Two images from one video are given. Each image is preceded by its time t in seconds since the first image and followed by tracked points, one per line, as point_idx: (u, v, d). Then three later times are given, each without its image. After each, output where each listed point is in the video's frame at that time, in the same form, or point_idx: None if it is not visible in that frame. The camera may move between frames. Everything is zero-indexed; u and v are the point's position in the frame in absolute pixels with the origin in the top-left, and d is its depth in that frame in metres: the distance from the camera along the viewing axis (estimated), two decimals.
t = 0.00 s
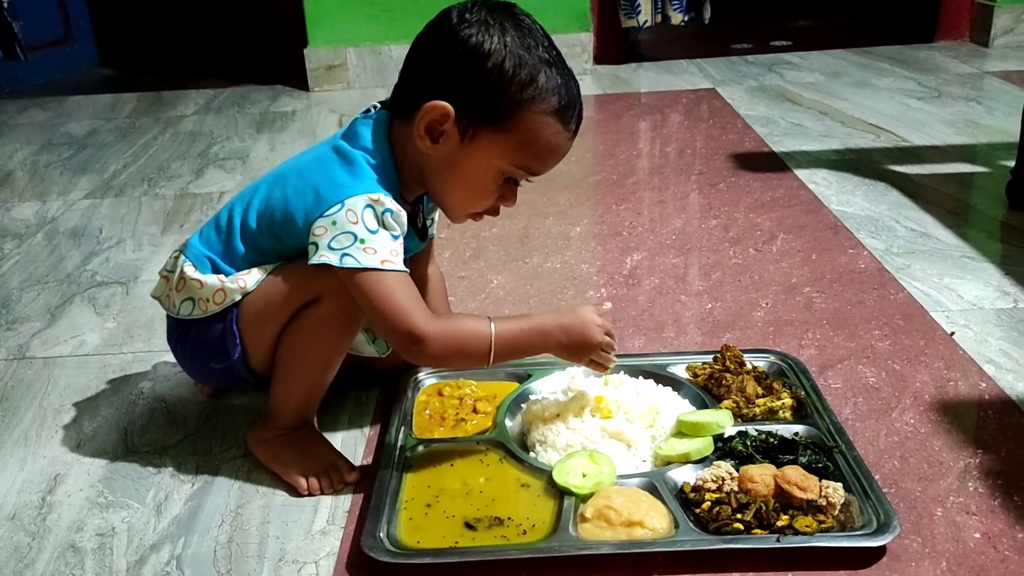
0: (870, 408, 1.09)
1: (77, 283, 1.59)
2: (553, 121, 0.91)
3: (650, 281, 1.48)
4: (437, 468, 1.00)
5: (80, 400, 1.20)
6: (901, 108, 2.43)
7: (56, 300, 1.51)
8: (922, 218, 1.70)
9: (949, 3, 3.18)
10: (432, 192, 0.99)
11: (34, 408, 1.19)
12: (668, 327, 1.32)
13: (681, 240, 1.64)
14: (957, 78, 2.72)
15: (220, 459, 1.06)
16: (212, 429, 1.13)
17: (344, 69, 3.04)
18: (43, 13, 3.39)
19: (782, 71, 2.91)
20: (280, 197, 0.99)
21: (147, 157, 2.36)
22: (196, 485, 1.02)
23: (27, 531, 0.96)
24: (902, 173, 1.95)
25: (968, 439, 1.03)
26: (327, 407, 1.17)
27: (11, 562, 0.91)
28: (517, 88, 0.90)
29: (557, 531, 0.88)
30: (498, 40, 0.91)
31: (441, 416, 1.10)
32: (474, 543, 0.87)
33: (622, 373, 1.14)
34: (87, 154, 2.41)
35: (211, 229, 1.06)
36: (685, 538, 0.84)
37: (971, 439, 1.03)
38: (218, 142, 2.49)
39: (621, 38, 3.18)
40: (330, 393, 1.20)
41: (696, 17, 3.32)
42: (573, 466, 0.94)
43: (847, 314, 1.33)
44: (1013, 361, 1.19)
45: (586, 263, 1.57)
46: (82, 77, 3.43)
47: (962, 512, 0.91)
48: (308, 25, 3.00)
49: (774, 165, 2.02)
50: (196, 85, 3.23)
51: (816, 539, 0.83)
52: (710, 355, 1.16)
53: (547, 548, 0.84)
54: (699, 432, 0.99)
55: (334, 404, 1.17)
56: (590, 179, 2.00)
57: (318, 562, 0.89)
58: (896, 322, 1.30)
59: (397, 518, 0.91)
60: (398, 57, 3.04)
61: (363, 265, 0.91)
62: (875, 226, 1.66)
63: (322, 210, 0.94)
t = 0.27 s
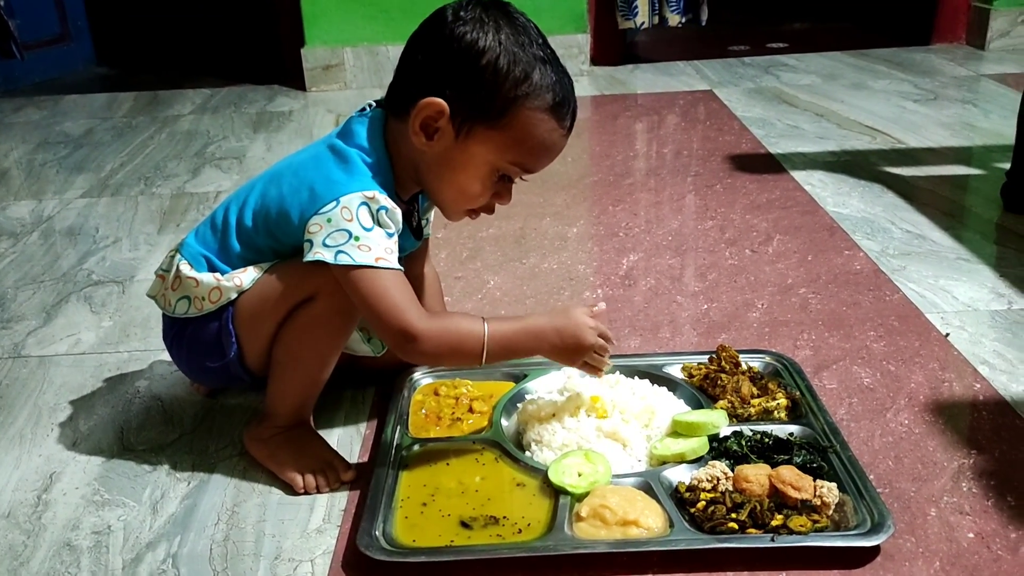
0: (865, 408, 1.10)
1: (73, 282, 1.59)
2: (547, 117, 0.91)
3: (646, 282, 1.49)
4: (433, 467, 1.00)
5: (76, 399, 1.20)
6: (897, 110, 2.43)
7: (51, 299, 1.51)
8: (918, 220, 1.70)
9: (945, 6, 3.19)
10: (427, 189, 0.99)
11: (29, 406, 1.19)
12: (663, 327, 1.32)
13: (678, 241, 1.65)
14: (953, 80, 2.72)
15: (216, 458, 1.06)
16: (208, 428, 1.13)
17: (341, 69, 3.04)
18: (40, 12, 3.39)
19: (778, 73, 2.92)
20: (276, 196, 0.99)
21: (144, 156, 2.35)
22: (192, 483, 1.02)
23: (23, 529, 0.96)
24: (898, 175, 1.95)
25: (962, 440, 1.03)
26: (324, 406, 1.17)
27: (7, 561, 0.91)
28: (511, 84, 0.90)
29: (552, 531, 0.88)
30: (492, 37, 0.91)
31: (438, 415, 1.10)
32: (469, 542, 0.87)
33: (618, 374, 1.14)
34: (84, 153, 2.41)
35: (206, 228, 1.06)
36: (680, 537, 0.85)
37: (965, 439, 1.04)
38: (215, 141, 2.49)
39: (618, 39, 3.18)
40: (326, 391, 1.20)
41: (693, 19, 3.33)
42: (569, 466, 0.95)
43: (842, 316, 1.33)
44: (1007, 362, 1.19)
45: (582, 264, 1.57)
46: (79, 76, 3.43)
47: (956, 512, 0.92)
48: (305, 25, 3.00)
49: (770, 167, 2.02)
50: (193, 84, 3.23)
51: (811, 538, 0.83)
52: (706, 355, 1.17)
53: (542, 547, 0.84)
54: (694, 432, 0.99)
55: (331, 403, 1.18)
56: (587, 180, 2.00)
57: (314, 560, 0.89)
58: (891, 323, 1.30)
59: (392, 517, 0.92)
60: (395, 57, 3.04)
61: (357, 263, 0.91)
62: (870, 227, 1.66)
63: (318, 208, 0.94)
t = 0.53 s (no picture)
0: (864, 405, 1.10)
1: (69, 276, 1.58)
2: (560, 117, 0.92)
3: (644, 278, 1.49)
4: (431, 462, 1.00)
5: (72, 393, 1.19)
6: (894, 108, 2.44)
7: (47, 294, 1.51)
8: (915, 217, 1.71)
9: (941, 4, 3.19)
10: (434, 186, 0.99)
11: (25, 401, 1.18)
12: (661, 323, 1.32)
13: (675, 237, 1.65)
14: (949, 79, 2.73)
15: (215, 451, 1.06)
16: (206, 422, 1.12)
17: (338, 65, 3.03)
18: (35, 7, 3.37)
19: (775, 70, 2.92)
20: (287, 189, 0.99)
21: (140, 151, 2.35)
22: (189, 477, 1.01)
23: (19, 523, 0.95)
24: (895, 172, 1.95)
25: (960, 436, 1.04)
26: (323, 401, 1.17)
27: (3, 555, 0.91)
28: (526, 85, 0.90)
29: (551, 527, 0.88)
30: (507, 36, 0.91)
31: (435, 411, 1.09)
32: (468, 537, 0.87)
33: (617, 369, 1.14)
34: (79, 148, 2.40)
35: (213, 217, 1.05)
36: (679, 532, 0.84)
37: (964, 436, 1.04)
38: (211, 136, 2.48)
39: (615, 36, 3.18)
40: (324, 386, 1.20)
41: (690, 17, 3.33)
42: (567, 461, 0.94)
43: (840, 312, 1.33)
44: (1005, 359, 1.19)
45: (580, 260, 1.57)
46: (74, 71, 3.41)
47: (955, 508, 0.92)
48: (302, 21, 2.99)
49: (767, 164, 2.02)
50: (189, 79, 3.22)
51: (810, 534, 0.83)
52: (705, 351, 1.17)
53: (541, 542, 0.84)
54: (693, 427, 0.99)
55: (330, 398, 1.17)
56: (584, 177, 2.00)
57: (311, 555, 0.89)
58: (889, 319, 1.30)
59: (390, 512, 0.91)
60: (392, 54, 3.03)
61: (372, 267, 0.91)
62: (868, 224, 1.66)
63: (332, 207, 0.94)
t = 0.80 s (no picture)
0: (862, 406, 1.09)
1: (60, 276, 1.56)
2: (571, 131, 0.91)
3: (640, 278, 1.48)
4: (427, 463, 0.99)
5: (62, 393, 1.18)
6: (890, 110, 2.44)
7: (38, 293, 1.49)
8: (911, 219, 1.70)
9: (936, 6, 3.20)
10: (439, 192, 0.99)
11: (14, 401, 1.16)
12: (658, 323, 1.32)
13: (671, 238, 1.64)
14: (944, 80, 2.73)
15: (207, 452, 1.05)
16: (198, 422, 1.11)
17: (332, 65, 3.02)
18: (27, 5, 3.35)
19: (770, 72, 2.92)
20: (290, 189, 0.98)
21: (132, 150, 2.33)
22: (182, 478, 1.00)
23: (8, 525, 0.94)
24: (891, 173, 1.95)
25: (958, 437, 1.03)
26: (317, 401, 1.15)
27: None
28: (538, 96, 0.89)
29: (547, 528, 0.87)
30: (522, 45, 0.90)
31: (431, 411, 1.08)
32: (463, 539, 0.86)
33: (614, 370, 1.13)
34: (70, 147, 2.38)
35: (212, 212, 1.04)
36: (676, 534, 0.84)
37: (962, 437, 1.03)
38: (204, 136, 2.46)
39: (610, 37, 3.18)
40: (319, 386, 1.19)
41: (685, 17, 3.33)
42: (564, 462, 0.94)
43: (837, 313, 1.32)
44: (1003, 360, 1.19)
45: (575, 260, 1.56)
46: (66, 70, 3.39)
47: (954, 509, 0.91)
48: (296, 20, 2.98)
49: (763, 165, 2.02)
50: (182, 79, 3.20)
51: (809, 535, 0.82)
52: (702, 352, 1.16)
53: (538, 544, 0.83)
54: (690, 428, 0.98)
55: (324, 398, 1.16)
56: (579, 177, 1.99)
57: (305, 557, 0.88)
58: (887, 320, 1.30)
59: (385, 513, 0.90)
60: (386, 53, 3.02)
61: (382, 268, 0.92)
62: (864, 226, 1.66)
63: (338, 208, 0.94)
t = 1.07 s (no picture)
0: (853, 407, 1.09)
1: (49, 276, 1.55)
2: (560, 131, 0.91)
3: (632, 279, 1.48)
4: (419, 465, 0.98)
5: (50, 396, 1.17)
6: (880, 111, 2.44)
7: (26, 294, 1.48)
8: (902, 220, 1.71)
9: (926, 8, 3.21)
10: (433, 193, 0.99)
11: (2, 403, 1.16)
12: (649, 325, 1.32)
13: (663, 239, 1.64)
14: (934, 82, 2.74)
15: (196, 455, 1.04)
16: (188, 425, 1.10)
17: (323, 65, 3.01)
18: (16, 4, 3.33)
19: (761, 73, 2.92)
20: (281, 191, 0.98)
21: (122, 150, 2.32)
22: (171, 481, 1.00)
23: None
24: (882, 175, 1.95)
25: (948, 439, 1.03)
26: (308, 403, 1.15)
27: None
28: (526, 96, 0.89)
29: (539, 530, 0.87)
30: (510, 44, 0.90)
31: (423, 412, 1.08)
32: (455, 542, 0.86)
33: (606, 371, 1.13)
34: (60, 146, 2.37)
35: (201, 216, 1.04)
36: (668, 536, 0.84)
37: (952, 438, 1.03)
38: (195, 136, 2.45)
39: (602, 38, 3.18)
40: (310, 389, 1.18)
41: (677, 18, 3.33)
42: (556, 464, 0.93)
43: (828, 314, 1.33)
44: (993, 361, 1.20)
45: (567, 261, 1.56)
46: (55, 69, 3.37)
47: (944, 511, 0.92)
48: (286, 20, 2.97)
49: (755, 166, 2.02)
50: (172, 78, 3.19)
51: (801, 537, 0.83)
52: (693, 353, 1.16)
53: (530, 547, 0.83)
54: (683, 430, 0.98)
55: (315, 400, 1.16)
56: (571, 178, 1.99)
57: (296, 560, 0.88)
58: (877, 321, 1.30)
59: (376, 516, 0.90)
60: (378, 53, 3.02)
61: (374, 271, 0.91)
62: (855, 227, 1.66)
63: (330, 209, 0.93)
